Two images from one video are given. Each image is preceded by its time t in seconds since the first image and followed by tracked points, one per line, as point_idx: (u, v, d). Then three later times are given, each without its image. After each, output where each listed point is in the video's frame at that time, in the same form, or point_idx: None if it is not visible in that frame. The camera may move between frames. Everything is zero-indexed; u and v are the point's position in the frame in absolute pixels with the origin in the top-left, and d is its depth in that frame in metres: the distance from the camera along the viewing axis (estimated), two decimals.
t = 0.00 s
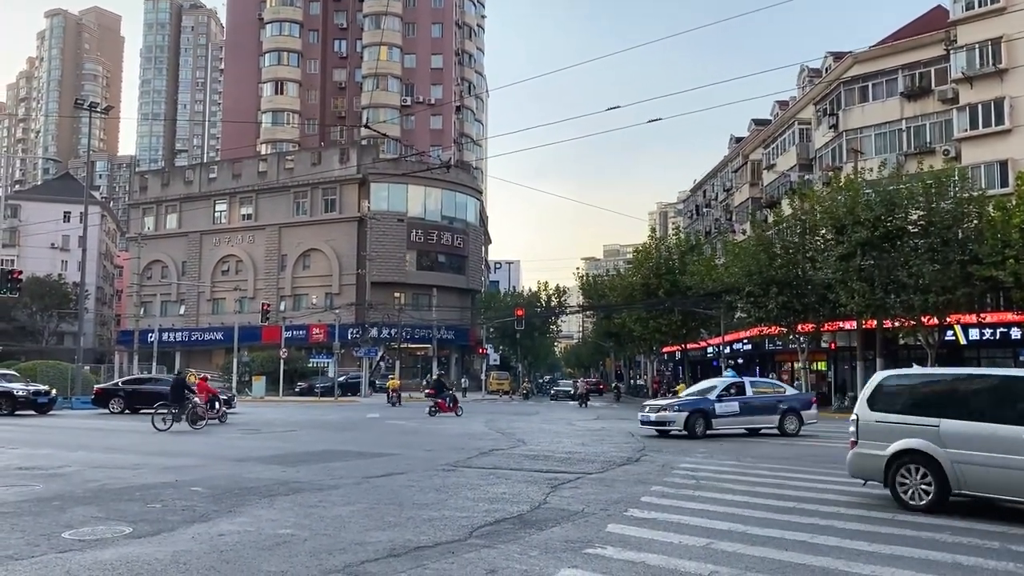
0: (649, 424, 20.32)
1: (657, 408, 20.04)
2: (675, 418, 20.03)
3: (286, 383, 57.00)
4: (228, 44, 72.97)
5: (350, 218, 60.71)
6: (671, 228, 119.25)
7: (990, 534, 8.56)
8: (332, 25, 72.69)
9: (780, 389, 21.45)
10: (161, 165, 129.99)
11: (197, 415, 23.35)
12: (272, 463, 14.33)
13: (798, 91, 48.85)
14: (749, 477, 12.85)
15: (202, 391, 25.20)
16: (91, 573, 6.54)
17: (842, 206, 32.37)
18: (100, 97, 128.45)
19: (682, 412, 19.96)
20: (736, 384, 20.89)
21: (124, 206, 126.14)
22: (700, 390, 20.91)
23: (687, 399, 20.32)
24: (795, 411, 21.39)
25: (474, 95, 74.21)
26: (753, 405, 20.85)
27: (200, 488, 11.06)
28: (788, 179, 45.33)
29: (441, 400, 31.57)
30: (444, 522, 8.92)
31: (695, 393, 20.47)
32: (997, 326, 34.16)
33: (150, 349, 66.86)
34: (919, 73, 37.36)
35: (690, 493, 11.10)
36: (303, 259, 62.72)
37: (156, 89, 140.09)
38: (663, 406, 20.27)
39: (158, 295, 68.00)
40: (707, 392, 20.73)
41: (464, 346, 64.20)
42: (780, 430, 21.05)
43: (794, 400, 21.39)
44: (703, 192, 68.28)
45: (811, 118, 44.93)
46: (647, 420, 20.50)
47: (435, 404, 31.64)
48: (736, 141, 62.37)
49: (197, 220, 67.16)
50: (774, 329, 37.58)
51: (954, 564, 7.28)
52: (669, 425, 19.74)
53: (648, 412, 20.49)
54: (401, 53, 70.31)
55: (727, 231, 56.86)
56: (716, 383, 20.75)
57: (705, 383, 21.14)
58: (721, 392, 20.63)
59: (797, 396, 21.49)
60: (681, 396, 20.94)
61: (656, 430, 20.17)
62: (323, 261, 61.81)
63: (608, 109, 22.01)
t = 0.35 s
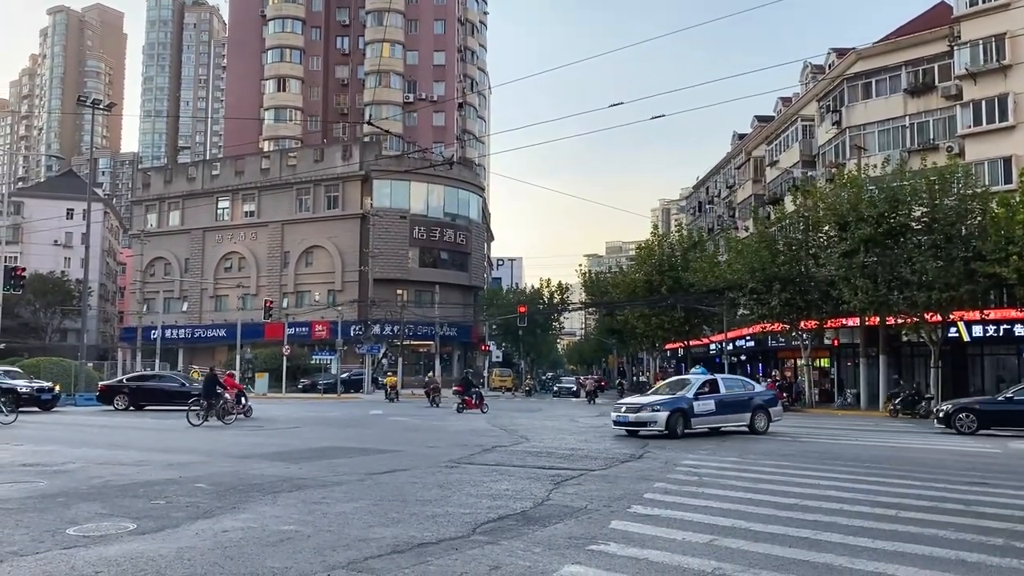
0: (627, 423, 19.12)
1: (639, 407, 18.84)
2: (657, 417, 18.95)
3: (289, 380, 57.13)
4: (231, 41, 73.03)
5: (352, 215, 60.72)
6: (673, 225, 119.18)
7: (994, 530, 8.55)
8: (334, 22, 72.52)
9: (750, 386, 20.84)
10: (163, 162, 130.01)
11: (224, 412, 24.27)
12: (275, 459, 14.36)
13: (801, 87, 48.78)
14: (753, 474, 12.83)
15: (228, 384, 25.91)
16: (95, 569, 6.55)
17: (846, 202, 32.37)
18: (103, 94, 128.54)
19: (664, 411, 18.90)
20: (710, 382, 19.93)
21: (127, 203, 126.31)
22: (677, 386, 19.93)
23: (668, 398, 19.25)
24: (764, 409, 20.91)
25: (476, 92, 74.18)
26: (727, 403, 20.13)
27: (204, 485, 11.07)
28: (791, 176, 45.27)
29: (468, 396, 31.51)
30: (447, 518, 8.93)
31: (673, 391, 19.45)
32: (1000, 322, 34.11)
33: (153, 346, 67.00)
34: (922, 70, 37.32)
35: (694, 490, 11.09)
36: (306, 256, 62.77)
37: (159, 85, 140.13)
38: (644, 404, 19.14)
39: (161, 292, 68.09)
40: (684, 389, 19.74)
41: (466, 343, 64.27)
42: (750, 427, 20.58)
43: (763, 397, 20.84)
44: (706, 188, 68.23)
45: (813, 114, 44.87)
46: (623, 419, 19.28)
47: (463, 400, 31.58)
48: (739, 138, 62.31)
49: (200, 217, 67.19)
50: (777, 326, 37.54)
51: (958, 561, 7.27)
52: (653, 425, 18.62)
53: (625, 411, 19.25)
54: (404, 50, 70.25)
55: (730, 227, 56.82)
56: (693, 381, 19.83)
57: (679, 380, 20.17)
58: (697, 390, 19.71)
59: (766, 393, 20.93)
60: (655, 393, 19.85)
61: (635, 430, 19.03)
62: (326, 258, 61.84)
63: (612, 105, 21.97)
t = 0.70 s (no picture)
0: (618, 420, 17.83)
1: (633, 404, 17.63)
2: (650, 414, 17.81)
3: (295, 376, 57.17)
4: (235, 38, 73.03)
5: (357, 212, 60.77)
6: (677, 221, 119.07)
7: (1000, 527, 8.53)
8: (339, 19, 72.56)
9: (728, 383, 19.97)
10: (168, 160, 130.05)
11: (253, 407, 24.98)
12: (281, 456, 14.36)
13: (807, 83, 48.63)
14: (757, 471, 12.80)
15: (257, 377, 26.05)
16: (103, 564, 6.57)
17: (851, 198, 32.26)
18: (108, 91, 128.67)
19: (657, 408, 17.79)
20: (694, 379, 18.94)
21: (132, 200, 126.57)
22: (663, 382, 18.86)
23: (658, 395, 18.15)
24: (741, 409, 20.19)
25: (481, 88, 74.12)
26: (708, 401, 19.29)
27: (210, 481, 11.07)
28: (796, 172, 45.14)
29: (496, 394, 31.91)
30: (452, 515, 8.92)
31: (662, 388, 18.39)
32: (1006, 319, 34.05)
33: (159, 342, 67.15)
34: (928, 65, 37.16)
35: (698, 486, 11.08)
36: (311, 253, 62.82)
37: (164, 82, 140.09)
38: (635, 401, 17.93)
39: (166, 289, 68.20)
40: (671, 386, 18.71)
41: (471, 339, 64.33)
42: (727, 427, 19.73)
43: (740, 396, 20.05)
44: (710, 184, 68.07)
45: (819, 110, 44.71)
46: (611, 415, 17.97)
47: (491, 398, 32.04)
48: (744, 134, 62.11)
49: (205, 214, 67.25)
50: (782, 323, 37.43)
51: (966, 558, 7.25)
52: (647, 422, 17.49)
53: (614, 408, 17.95)
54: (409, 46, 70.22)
55: (735, 224, 56.68)
56: (680, 377, 18.84)
57: (664, 376, 19.10)
58: (683, 388, 18.69)
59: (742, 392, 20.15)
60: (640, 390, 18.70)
61: (626, 427, 17.78)
62: (331, 255, 61.88)
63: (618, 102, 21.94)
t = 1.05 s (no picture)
0: (622, 422, 16.49)
1: (641, 404, 16.39)
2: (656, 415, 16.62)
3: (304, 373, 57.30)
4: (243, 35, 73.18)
5: (365, 208, 60.86)
6: (685, 217, 118.82)
7: (1011, 524, 8.48)
8: (346, 15, 72.68)
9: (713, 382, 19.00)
10: (177, 157, 130.42)
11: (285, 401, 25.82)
12: (290, 452, 14.41)
13: (816, 78, 48.44)
14: (768, 467, 12.77)
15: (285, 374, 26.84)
16: (116, 559, 6.60)
17: (861, 193, 32.10)
18: (117, 89, 129.10)
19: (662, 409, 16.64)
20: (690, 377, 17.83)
21: (141, 197, 126.93)
22: (659, 380, 17.74)
23: (659, 394, 16.99)
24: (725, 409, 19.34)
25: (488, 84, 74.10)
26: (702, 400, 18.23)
27: (220, 477, 11.11)
28: (806, 168, 44.98)
29: (524, 390, 32.10)
30: (461, 511, 8.94)
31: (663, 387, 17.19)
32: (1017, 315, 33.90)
33: (168, 339, 67.43)
34: (938, 60, 36.99)
35: (708, 483, 11.06)
36: (319, 250, 62.88)
37: (173, 80, 140.43)
38: (639, 402, 16.66)
39: (175, 286, 68.46)
40: (670, 385, 17.54)
41: (479, 336, 64.38)
42: (716, 427, 18.70)
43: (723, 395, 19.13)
44: (719, 180, 67.88)
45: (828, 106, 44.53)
46: (614, 418, 16.61)
47: (519, 395, 32.18)
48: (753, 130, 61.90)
49: (214, 211, 67.45)
50: (791, 319, 37.34)
51: (977, 555, 7.20)
52: (654, 423, 16.28)
53: (617, 410, 16.61)
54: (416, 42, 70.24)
55: (744, 219, 56.53)
56: (676, 375, 17.76)
57: (658, 374, 17.98)
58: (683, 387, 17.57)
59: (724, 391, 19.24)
60: (636, 389, 17.47)
61: (631, 428, 16.48)
62: (339, 252, 61.94)
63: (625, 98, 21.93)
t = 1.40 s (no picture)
0: (649, 425, 15.22)
1: (670, 405, 15.22)
2: (681, 417, 15.54)
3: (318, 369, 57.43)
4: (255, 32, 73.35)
5: (377, 205, 60.93)
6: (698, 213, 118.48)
7: None
8: (358, 12, 72.81)
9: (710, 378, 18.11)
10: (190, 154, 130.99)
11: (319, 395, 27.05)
12: (305, 447, 14.46)
13: (829, 73, 48.17)
14: (782, 464, 12.72)
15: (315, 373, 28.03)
16: (133, 554, 6.66)
17: (875, 188, 31.86)
18: (131, 86, 129.72)
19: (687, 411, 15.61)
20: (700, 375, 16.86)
21: (155, 194, 127.57)
22: (667, 379, 16.63)
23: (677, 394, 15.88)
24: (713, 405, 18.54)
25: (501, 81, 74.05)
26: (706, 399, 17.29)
27: (235, 473, 11.18)
28: (819, 164, 44.74)
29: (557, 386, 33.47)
30: (475, 507, 8.95)
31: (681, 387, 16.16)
32: None
33: (182, 335, 67.79)
34: (954, 54, 36.68)
35: (722, 479, 11.03)
36: (332, 247, 63.04)
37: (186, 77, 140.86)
38: (664, 403, 15.48)
39: (189, 282, 68.85)
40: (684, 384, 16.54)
41: (491, 332, 64.40)
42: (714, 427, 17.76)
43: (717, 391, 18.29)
44: (732, 176, 67.56)
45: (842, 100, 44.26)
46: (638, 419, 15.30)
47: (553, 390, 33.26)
48: (766, 125, 61.60)
49: (227, 209, 67.74)
50: (805, 315, 37.16)
51: (993, 552, 7.16)
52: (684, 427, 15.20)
53: (642, 411, 15.30)
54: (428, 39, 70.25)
55: (757, 215, 56.28)
56: (686, 374, 16.74)
57: (666, 373, 16.86)
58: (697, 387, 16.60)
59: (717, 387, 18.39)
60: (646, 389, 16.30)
61: (656, 432, 15.30)
62: (352, 249, 62.06)
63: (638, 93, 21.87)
